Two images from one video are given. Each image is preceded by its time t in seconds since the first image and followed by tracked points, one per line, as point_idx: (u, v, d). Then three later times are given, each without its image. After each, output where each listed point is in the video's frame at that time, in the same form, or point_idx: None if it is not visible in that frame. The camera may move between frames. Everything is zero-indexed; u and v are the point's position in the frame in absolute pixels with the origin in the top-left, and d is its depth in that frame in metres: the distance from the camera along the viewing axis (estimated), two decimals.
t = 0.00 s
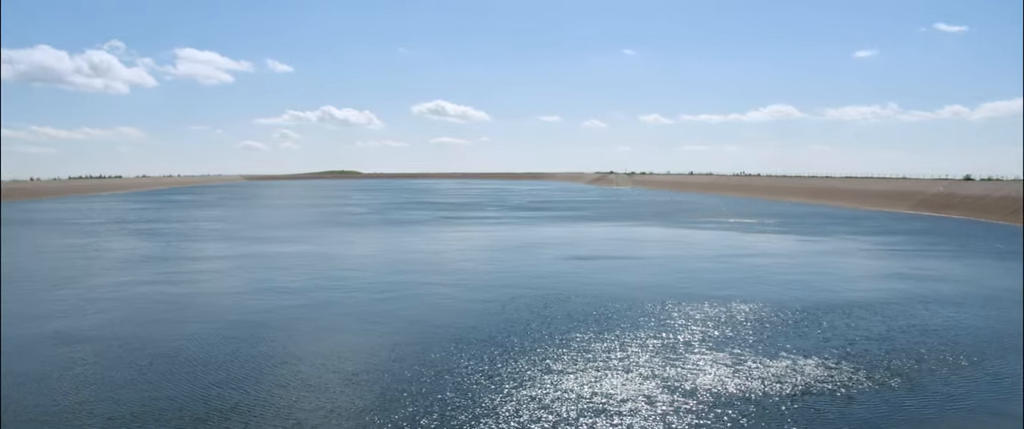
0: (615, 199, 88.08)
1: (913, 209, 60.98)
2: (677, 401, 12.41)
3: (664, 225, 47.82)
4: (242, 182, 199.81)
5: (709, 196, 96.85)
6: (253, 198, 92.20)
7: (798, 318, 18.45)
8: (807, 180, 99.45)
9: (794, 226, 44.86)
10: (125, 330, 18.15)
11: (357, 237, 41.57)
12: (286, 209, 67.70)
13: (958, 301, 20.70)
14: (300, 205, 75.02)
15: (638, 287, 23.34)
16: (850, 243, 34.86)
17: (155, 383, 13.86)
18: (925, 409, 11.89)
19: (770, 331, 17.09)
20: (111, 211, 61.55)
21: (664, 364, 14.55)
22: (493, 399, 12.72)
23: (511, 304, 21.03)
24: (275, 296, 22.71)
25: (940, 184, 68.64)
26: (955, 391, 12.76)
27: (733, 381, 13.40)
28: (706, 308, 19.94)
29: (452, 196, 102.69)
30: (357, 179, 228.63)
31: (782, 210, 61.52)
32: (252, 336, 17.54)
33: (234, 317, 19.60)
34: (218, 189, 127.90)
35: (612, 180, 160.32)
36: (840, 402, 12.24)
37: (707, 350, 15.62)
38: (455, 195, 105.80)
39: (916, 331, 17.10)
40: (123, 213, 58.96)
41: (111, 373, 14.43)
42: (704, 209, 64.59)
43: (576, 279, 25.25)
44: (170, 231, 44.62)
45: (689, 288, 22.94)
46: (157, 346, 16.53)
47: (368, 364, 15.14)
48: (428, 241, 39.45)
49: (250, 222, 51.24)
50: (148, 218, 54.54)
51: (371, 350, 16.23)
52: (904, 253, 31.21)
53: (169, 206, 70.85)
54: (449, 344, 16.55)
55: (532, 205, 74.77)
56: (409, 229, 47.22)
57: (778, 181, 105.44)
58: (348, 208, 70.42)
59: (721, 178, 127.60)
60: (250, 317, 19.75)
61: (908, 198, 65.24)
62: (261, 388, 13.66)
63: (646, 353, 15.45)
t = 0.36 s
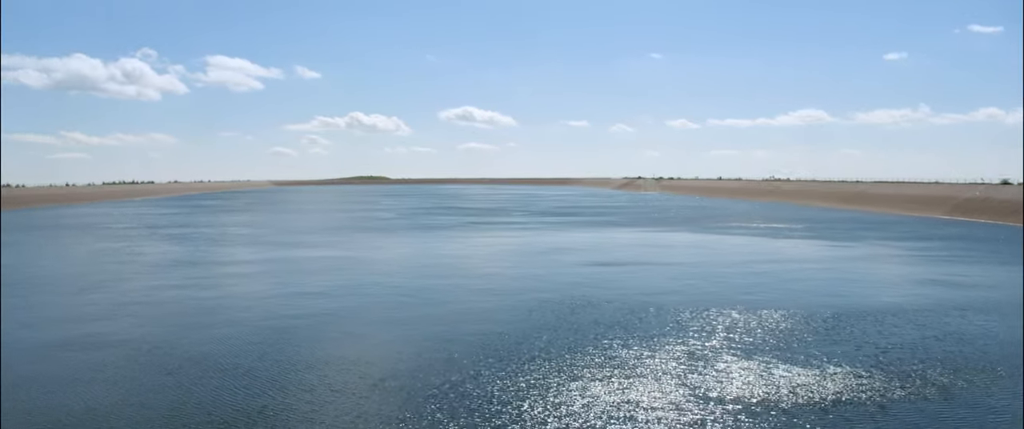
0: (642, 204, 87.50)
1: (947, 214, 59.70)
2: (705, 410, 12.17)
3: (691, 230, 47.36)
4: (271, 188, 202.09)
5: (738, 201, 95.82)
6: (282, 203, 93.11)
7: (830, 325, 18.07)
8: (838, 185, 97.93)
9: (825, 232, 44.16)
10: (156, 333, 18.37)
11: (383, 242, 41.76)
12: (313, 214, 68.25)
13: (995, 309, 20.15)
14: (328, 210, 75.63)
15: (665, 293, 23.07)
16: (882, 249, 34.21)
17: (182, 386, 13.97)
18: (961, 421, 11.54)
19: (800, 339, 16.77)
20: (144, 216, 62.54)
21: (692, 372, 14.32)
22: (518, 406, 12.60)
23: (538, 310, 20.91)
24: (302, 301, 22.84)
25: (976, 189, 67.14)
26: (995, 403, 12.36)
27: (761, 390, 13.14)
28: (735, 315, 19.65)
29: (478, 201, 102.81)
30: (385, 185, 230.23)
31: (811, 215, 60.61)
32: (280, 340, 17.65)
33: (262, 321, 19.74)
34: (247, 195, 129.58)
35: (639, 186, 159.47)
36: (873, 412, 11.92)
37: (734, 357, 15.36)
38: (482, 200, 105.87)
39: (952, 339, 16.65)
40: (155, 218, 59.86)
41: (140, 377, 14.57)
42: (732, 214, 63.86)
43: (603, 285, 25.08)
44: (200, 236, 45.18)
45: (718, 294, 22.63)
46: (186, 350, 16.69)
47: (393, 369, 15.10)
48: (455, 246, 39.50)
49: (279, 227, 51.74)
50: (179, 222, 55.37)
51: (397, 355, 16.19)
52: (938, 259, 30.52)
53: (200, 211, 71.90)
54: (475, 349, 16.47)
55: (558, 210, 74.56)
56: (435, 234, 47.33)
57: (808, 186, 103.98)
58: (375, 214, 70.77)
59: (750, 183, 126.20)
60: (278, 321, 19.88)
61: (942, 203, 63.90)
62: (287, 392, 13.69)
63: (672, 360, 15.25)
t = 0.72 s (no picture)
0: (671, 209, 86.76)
1: (987, 217, 58.20)
2: (735, 418, 11.94)
3: (722, 235, 46.79)
4: (301, 192, 204.38)
5: (769, 206, 94.48)
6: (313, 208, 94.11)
7: (866, 332, 17.65)
8: (872, 189, 96.08)
9: (860, 237, 43.32)
10: (188, 336, 18.57)
11: (412, 247, 41.91)
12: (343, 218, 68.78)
13: None
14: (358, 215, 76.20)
15: (696, 298, 22.77)
16: (920, 254, 33.40)
17: (211, 389, 14.05)
18: None
19: (834, 346, 16.40)
20: (179, 220, 63.60)
21: (721, 379, 14.09)
22: (545, 411, 12.50)
23: (566, 315, 20.76)
24: (333, 305, 22.97)
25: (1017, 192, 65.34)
26: None
27: (793, 397, 12.88)
28: (767, 321, 19.30)
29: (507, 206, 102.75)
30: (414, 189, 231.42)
31: (846, 220, 59.53)
32: (309, 344, 17.74)
33: (293, 325, 19.90)
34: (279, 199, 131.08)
35: (669, 191, 158.18)
36: (908, 421, 11.59)
37: (765, 364, 15.07)
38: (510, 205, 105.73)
39: (994, 348, 16.13)
40: (190, 222, 60.82)
41: (170, 379, 14.69)
42: (764, 219, 63.01)
43: (633, 290, 24.82)
44: (233, 240, 45.77)
45: (750, 299, 22.25)
46: (218, 352, 16.86)
47: (421, 374, 15.08)
48: (483, 251, 39.47)
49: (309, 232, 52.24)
50: (213, 227, 56.18)
51: (425, 360, 16.16)
52: (979, 264, 29.70)
53: (232, 215, 72.95)
54: (503, 354, 16.38)
55: (587, 215, 74.21)
56: (464, 238, 47.37)
57: (842, 190, 102.16)
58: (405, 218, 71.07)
59: (782, 188, 124.41)
60: (309, 324, 20.01)
61: (981, 206, 62.31)
62: (315, 395, 13.73)
63: (701, 367, 15.01)
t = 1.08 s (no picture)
0: (702, 212, 85.88)
1: None
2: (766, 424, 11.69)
3: (754, 238, 46.18)
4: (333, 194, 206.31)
5: (803, 209, 93.03)
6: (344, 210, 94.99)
7: (903, 339, 17.19)
8: (910, 192, 94.07)
9: (897, 240, 42.40)
10: (221, 336, 18.80)
11: (442, 248, 42.05)
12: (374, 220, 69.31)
13: None
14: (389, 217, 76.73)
15: (728, 302, 22.45)
16: (960, 259, 32.56)
17: (241, 389, 14.16)
18: None
19: (868, 352, 16.02)
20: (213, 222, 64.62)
21: (752, 384, 13.82)
22: (572, 414, 12.37)
23: (596, 318, 20.58)
24: (364, 306, 23.10)
25: None
26: None
27: (826, 404, 12.57)
28: (801, 326, 18.92)
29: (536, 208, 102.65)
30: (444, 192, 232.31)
31: (882, 224, 58.35)
32: (339, 345, 17.83)
33: (324, 326, 20.03)
34: (311, 201, 132.54)
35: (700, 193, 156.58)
36: None
37: (797, 370, 14.76)
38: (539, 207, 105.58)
39: None
40: (224, 224, 61.77)
41: (201, 379, 14.83)
42: (797, 222, 62.07)
43: (663, 293, 24.56)
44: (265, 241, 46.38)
45: (785, 303, 21.84)
46: (249, 353, 17.01)
47: (448, 376, 15.05)
48: (513, 253, 39.43)
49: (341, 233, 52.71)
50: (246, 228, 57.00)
51: (453, 362, 16.12)
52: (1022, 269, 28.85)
53: (265, 217, 73.89)
54: (531, 357, 16.27)
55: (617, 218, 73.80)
56: (493, 240, 47.37)
57: (879, 193, 100.17)
58: (435, 220, 71.34)
59: (816, 190, 122.43)
60: (339, 326, 20.13)
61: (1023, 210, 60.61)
62: (343, 396, 13.77)
63: (731, 372, 14.74)
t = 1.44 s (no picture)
0: (730, 214, 84.93)
1: None
2: None
3: (782, 241, 45.58)
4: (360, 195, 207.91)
5: (832, 211, 91.63)
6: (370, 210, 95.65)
7: (935, 345, 16.81)
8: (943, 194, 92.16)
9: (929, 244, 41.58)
10: (248, 335, 18.96)
11: (466, 249, 42.11)
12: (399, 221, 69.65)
13: None
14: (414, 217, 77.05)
15: (756, 305, 22.16)
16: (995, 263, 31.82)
17: (266, 388, 14.26)
18: None
19: (898, 358, 15.69)
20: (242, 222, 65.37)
21: (778, 389, 13.59)
22: (595, 417, 12.27)
23: (619, 320, 20.43)
24: (389, 306, 23.19)
25: None
26: None
27: (854, 410, 12.32)
28: (829, 330, 18.59)
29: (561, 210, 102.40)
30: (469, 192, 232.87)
31: (913, 227, 57.27)
32: (363, 345, 17.90)
33: (350, 327, 20.13)
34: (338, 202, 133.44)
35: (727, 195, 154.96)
36: None
37: (824, 375, 14.49)
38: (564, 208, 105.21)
39: None
40: (253, 224, 62.48)
41: (227, 379, 14.89)
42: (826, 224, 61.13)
43: (689, 296, 24.32)
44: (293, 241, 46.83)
45: (815, 308, 21.46)
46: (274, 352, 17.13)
47: (471, 377, 15.03)
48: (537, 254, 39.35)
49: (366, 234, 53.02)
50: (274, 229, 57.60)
51: (476, 363, 16.10)
52: None
53: (292, 217, 74.31)
54: (554, 359, 16.18)
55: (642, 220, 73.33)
56: (518, 241, 47.35)
57: (910, 196, 98.29)
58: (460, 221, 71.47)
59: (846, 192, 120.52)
60: (364, 326, 20.22)
61: None
62: (366, 397, 13.79)
63: (757, 376, 14.53)
